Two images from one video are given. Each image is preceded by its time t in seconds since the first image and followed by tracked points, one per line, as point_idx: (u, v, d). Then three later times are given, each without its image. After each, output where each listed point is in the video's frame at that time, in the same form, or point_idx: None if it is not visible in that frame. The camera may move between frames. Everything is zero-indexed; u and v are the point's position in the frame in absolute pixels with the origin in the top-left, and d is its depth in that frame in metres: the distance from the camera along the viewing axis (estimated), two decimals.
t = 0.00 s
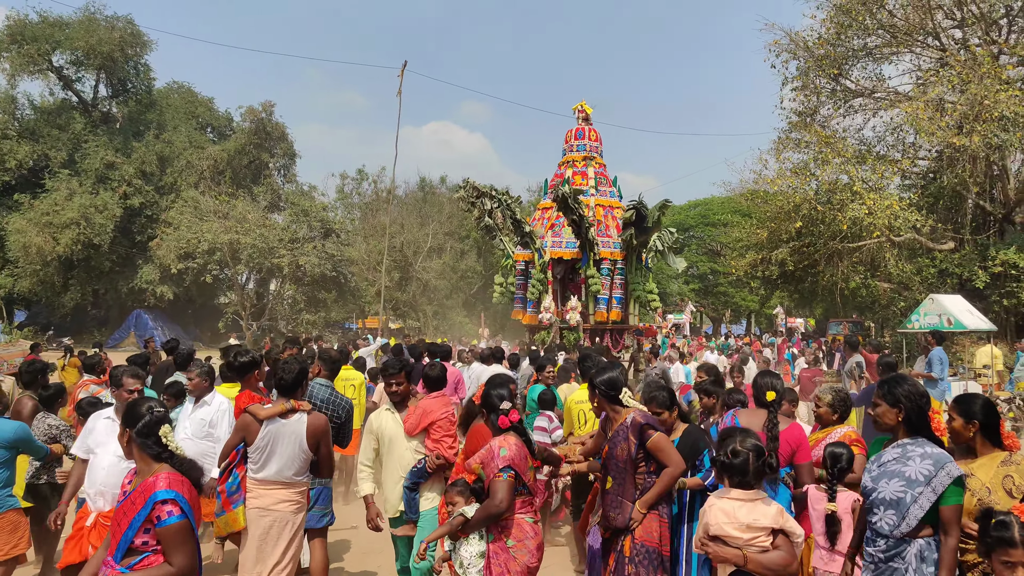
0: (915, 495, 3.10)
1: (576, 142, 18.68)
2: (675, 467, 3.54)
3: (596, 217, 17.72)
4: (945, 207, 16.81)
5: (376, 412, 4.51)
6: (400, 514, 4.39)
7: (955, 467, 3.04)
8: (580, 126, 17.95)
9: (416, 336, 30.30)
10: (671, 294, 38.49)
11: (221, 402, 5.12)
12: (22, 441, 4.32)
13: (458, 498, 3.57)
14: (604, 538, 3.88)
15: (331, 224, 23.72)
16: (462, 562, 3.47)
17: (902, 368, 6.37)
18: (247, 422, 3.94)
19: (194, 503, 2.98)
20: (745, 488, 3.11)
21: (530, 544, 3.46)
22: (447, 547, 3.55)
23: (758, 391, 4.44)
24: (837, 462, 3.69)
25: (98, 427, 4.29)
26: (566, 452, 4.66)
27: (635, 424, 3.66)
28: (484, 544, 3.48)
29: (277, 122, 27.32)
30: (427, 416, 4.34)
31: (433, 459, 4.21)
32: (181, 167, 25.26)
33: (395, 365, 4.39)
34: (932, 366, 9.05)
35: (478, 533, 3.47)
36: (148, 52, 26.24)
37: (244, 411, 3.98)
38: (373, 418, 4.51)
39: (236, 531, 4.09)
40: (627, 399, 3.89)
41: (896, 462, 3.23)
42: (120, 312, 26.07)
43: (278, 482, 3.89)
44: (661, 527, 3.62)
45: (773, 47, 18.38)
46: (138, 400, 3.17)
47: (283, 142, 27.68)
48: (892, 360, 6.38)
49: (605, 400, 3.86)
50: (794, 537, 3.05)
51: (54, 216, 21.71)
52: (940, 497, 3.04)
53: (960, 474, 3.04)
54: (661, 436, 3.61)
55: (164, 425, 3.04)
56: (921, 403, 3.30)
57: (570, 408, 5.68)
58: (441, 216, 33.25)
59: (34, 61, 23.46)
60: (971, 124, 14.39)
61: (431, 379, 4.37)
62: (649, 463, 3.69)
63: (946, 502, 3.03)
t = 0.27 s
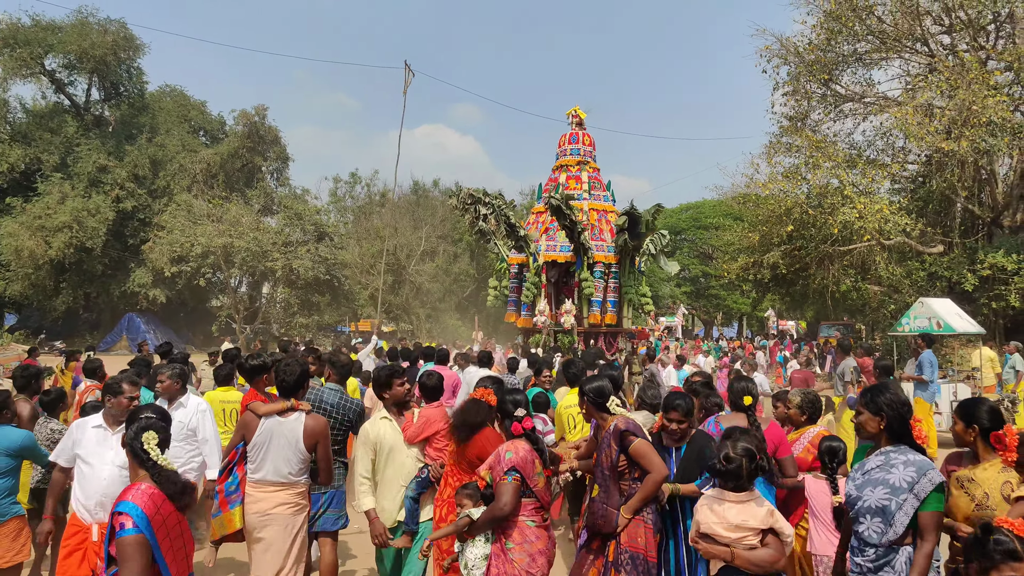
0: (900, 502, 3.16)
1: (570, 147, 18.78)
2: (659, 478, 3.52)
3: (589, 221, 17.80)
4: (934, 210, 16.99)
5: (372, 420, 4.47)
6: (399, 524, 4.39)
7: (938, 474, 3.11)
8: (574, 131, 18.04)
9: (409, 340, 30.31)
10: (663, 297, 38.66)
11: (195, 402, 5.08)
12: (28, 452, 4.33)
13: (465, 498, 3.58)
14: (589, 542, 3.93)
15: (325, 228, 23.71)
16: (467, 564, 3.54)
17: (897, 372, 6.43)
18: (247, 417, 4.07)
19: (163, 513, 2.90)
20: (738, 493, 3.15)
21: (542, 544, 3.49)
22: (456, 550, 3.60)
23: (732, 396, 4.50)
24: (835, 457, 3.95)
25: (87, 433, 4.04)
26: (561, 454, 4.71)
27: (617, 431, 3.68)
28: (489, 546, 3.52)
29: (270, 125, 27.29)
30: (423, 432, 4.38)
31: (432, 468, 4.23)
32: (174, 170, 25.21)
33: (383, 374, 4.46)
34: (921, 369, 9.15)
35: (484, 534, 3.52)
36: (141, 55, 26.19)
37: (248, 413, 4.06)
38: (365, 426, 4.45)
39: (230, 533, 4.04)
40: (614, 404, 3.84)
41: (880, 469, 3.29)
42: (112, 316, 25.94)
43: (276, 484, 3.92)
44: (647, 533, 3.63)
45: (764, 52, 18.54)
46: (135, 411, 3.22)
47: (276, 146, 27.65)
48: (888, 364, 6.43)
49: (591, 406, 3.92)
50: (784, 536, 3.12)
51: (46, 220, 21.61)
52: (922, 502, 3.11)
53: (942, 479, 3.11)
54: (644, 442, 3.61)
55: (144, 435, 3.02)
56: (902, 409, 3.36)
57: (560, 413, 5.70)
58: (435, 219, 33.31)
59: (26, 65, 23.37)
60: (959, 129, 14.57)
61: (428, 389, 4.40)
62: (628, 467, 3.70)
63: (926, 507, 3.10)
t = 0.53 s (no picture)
0: (863, 497, 3.22)
1: (564, 154, 18.90)
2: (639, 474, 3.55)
3: (583, 227, 17.91)
4: (924, 217, 17.15)
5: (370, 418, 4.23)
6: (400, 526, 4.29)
7: (896, 465, 3.22)
8: (568, 138, 18.15)
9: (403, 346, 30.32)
10: (656, 303, 38.83)
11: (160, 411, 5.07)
12: (31, 453, 4.38)
13: (477, 499, 3.66)
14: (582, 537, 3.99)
15: (319, 234, 23.72)
16: (482, 561, 3.61)
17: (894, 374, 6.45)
18: (247, 419, 4.11)
19: (141, 525, 2.86)
20: (722, 489, 3.27)
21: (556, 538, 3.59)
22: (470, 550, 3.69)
23: (693, 397, 5.00)
24: (796, 457, 4.16)
25: (86, 439, 4.01)
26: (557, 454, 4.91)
27: (602, 427, 3.76)
28: (503, 544, 3.60)
29: (264, 132, 27.30)
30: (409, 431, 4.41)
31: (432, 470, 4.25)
32: (168, 177, 25.20)
33: (377, 376, 4.28)
34: (912, 373, 9.22)
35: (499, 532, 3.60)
36: (135, 62, 26.22)
37: (247, 415, 4.10)
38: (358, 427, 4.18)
39: (238, 535, 4.01)
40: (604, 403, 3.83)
41: (843, 466, 3.36)
42: (105, 322, 25.85)
43: (277, 485, 3.97)
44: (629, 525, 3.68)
45: (755, 60, 18.74)
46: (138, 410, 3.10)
47: (269, 152, 27.67)
48: (885, 366, 6.46)
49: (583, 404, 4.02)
50: (769, 527, 3.23)
51: (39, 226, 21.54)
52: (888, 495, 3.19)
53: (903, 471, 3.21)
54: (628, 439, 3.65)
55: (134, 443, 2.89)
56: (860, 411, 3.43)
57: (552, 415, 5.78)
58: (428, 225, 33.33)
59: (19, 71, 23.34)
60: (947, 136, 14.78)
61: (417, 387, 4.56)
62: (609, 460, 3.78)
63: (894, 500, 3.19)
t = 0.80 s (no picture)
0: (832, 513, 3.29)
1: (559, 163, 18.98)
2: (627, 481, 3.63)
3: (578, 236, 17.98)
4: (915, 226, 17.27)
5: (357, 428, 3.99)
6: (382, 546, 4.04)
7: (867, 481, 3.26)
8: (563, 147, 18.26)
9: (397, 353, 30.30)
10: (649, 310, 38.93)
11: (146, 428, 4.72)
12: (28, 464, 4.39)
13: (487, 516, 3.53)
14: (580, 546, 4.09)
15: (314, 241, 23.73)
16: None
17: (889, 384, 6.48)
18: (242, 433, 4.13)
19: (146, 547, 2.87)
20: (708, 495, 3.33)
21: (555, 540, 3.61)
22: (476, 564, 3.55)
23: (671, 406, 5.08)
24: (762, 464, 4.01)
25: (104, 452, 4.06)
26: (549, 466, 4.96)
27: (589, 436, 3.87)
28: (518, 557, 3.56)
29: (259, 139, 27.33)
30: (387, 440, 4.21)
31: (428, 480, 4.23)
32: (163, 184, 25.18)
33: (363, 395, 3.97)
34: (905, 382, 9.27)
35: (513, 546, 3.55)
36: (130, 70, 26.23)
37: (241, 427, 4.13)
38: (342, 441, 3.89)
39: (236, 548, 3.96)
40: (596, 412, 3.97)
41: (818, 481, 3.42)
42: (98, 330, 25.74)
43: (272, 498, 3.98)
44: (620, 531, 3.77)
45: (748, 71, 18.93)
46: (169, 428, 3.13)
47: (264, 160, 27.69)
48: (880, 377, 6.49)
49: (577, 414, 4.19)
50: (753, 532, 3.25)
51: (34, 233, 21.50)
52: (859, 512, 3.25)
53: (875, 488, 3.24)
54: (613, 448, 3.76)
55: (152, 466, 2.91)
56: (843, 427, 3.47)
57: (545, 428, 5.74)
58: (422, 233, 33.35)
59: (15, 79, 23.33)
60: (937, 147, 14.97)
61: (399, 404, 4.50)
62: (596, 467, 3.90)
63: (869, 517, 3.23)
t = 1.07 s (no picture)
0: (821, 530, 3.35)
1: (556, 173, 19.07)
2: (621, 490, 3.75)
3: (575, 245, 18.08)
4: (907, 235, 17.41)
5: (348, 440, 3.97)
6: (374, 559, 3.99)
7: (855, 494, 3.31)
8: (560, 157, 18.35)
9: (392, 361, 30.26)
10: (644, 318, 39.01)
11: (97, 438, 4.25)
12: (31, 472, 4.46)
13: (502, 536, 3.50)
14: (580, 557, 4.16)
15: (309, 249, 23.71)
16: None
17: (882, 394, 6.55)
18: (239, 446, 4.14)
19: (169, 551, 2.79)
20: (699, 498, 3.40)
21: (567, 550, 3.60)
22: None
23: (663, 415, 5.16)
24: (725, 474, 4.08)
25: (131, 462, 4.04)
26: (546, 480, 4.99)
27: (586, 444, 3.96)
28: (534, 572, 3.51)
29: (254, 147, 27.34)
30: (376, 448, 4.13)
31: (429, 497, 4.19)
32: (158, 192, 25.17)
33: (358, 403, 3.99)
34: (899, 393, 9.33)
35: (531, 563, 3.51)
36: (126, 78, 26.23)
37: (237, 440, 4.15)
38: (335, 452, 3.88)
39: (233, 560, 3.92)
40: (593, 420, 4.07)
41: (814, 497, 3.48)
42: (92, 338, 25.62)
43: (266, 509, 3.96)
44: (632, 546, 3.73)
45: (742, 80, 19.07)
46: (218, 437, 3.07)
47: (259, 168, 27.69)
48: (873, 387, 6.55)
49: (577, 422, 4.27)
50: (741, 540, 3.28)
51: (29, 241, 21.43)
52: (844, 531, 3.29)
53: (858, 508, 3.27)
54: (606, 456, 3.89)
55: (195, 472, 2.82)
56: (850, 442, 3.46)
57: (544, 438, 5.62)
58: (418, 240, 33.36)
59: (10, 87, 23.29)
60: (929, 157, 15.13)
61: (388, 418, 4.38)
62: (592, 475, 4.02)
63: (852, 538, 3.26)
